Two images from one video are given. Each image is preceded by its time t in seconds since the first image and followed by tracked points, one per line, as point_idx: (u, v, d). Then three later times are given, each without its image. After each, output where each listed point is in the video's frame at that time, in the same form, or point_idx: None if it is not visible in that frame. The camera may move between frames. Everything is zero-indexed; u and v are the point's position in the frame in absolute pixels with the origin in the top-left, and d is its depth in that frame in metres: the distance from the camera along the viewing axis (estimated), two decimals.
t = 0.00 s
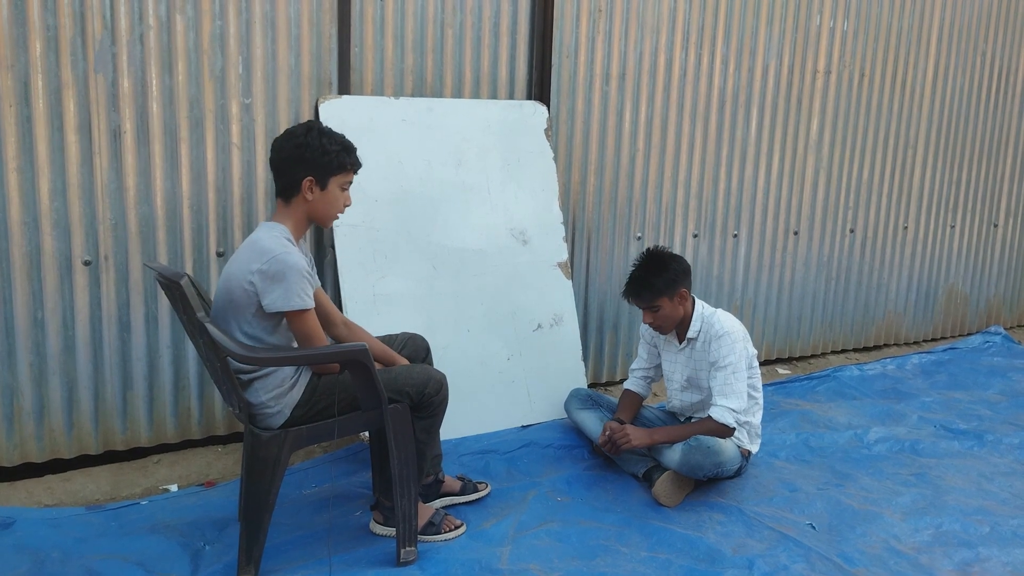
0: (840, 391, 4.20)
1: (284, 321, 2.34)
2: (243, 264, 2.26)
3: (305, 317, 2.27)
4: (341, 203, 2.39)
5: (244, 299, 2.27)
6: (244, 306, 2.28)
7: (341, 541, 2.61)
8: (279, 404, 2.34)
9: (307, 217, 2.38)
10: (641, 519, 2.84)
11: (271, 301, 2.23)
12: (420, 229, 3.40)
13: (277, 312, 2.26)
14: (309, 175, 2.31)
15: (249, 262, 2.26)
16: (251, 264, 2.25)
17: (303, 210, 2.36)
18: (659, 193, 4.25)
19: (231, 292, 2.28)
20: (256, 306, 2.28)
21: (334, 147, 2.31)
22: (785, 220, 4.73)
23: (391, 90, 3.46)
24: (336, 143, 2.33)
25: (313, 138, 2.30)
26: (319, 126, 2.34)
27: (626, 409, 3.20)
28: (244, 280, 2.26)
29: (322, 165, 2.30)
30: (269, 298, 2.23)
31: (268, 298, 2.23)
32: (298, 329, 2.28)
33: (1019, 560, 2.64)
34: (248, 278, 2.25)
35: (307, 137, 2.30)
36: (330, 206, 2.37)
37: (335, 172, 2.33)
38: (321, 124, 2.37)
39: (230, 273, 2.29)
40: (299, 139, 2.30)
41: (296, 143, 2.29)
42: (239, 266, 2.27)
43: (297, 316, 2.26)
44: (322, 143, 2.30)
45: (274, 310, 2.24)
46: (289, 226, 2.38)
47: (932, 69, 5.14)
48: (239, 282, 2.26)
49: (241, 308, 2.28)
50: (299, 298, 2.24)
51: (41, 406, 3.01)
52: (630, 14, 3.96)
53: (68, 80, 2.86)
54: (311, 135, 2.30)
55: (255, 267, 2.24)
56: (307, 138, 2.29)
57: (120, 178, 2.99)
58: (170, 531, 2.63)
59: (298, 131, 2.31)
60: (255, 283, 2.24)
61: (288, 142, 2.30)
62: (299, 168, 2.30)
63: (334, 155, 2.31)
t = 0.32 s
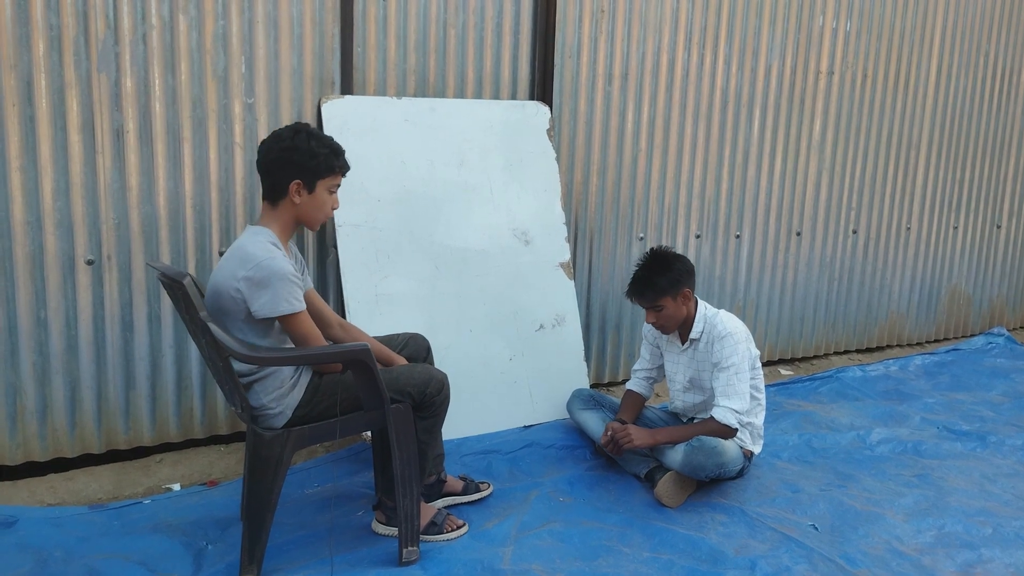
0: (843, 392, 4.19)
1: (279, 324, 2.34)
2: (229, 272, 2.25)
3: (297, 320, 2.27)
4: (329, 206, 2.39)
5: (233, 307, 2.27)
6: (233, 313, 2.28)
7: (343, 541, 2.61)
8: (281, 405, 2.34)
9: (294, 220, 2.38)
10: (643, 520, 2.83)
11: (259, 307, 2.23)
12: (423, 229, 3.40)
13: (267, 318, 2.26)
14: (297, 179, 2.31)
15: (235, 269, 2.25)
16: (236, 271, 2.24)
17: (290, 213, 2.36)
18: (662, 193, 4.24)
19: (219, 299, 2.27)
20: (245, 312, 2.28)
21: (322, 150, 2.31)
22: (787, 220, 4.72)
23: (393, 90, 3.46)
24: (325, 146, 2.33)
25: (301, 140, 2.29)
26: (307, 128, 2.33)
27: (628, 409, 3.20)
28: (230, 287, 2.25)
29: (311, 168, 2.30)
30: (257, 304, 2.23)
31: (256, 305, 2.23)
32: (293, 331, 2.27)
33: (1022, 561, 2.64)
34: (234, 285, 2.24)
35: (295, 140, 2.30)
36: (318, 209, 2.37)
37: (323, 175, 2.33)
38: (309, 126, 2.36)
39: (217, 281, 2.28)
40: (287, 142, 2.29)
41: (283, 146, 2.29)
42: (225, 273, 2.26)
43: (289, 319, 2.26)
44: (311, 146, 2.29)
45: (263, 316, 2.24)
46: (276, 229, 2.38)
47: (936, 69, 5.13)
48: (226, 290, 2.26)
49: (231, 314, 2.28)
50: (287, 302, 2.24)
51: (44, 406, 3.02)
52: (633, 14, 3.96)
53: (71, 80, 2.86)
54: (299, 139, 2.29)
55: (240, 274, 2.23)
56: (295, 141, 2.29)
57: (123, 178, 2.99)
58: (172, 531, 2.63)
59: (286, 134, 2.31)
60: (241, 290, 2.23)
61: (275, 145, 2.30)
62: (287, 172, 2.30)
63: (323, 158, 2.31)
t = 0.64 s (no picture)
0: (844, 395, 4.19)
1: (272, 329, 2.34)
2: (215, 281, 2.24)
3: (289, 323, 2.27)
4: (311, 205, 2.36)
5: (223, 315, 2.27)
6: (225, 322, 2.28)
7: (344, 544, 2.61)
8: (281, 408, 2.34)
9: (278, 222, 2.36)
10: (644, 523, 2.83)
11: (247, 315, 2.23)
12: (424, 232, 3.40)
13: (257, 325, 2.26)
14: (277, 180, 2.28)
15: (220, 278, 2.24)
16: (221, 280, 2.23)
17: (274, 217, 2.34)
18: (663, 196, 4.25)
19: (210, 308, 2.28)
20: (235, 319, 2.28)
21: (300, 149, 2.29)
22: (789, 223, 4.73)
23: (395, 93, 3.46)
24: (302, 145, 2.30)
25: (277, 141, 2.27)
26: (282, 128, 2.31)
27: (629, 413, 3.19)
28: (218, 297, 2.25)
29: (289, 168, 2.28)
30: (245, 312, 2.23)
31: (244, 313, 2.23)
32: (287, 334, 2.28)
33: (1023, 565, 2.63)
34: (221, 295, 2.23)
35: (271, 141, 2.28)
36: (301, 209, 2.34)
37: (303, 175, 2.31)
38: (285, 127, 2.34)
39: (205, 290, 2.28)
40: (263, 144, 2.27)
41: (259, 149, 2.26)
42: (212, 283, 2.26)
43: (280, 323, 2.26)
44: (287, 146, 2.27)
45: (252, 323, 2.23)
46: (260, 234, 2.35)
47: (937, 72, 5.13)
48: (214, 299, 2.25)
49: (222, 323, 2.28)
50: (274, 308, 2.23)
51: (45, 409, 3.02)
52: (634, 17, 3.97)
53: (73, 83, 2.86)
54: (275, 140, 2.27)
55: (226, 284, 2.22)
56: (271, 143, 2.27)
57: (124, 181, 2.99)
58: (173, 534, 2.63)
59: (261, 136, 2.28)
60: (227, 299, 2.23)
61: (252, 149, 2.27)
62: (266, 174, 2.28)
63: (300, 157, 2.29)
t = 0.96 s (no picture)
0: (846, 399, 4.18)
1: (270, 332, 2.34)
2: (210, 287, 2.25)
3: (287, 326, 2.27)
4: (304, 203, 2.35)
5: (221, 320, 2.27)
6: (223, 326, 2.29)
7: (346, 547, 2.61)
8: (284, 411, 2.34)
9: (272, 223, 2.36)
10: (647, 526, 2.83)
11: (243, 320, 2.23)
12: (426, 235, 3.40)
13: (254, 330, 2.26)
14: (267, 183, 2.28)
15: (215, 284, 2.24)
16: (216, 287, 2.23)
17: (267, 219, 2.34)
18: (665, 200, 4.25)
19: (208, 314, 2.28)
20: (233, 324, 2.28)
21: (285, 149, 2.27)
22: (791, 226, 4.73)
23: (397, 97, 3.47)
24: (287, 144, 2.29)
25: (262, 143, 2.26)
26: (266, 129, 2.29)
27: (632, 416, 3.19)
28: (214, 302, 2.25)
29: (278, 169, 2.27)
30: (241, 317, 2.23)
31: (240, 318, 2.23)
32: (286, 336, 2.28)
33: None
34: (217, 301, 2.23)
35: (256, 144, 2.26)
36: (293, 208, 2.33)
37: (291, 174, 2.30)
38: (268, 127, 2.32)
39: (202, 296, 2.28)
40: (248, 148, 2.26)
41: (246, 153, 2.25)
42: (207, 289, 2.26)
43: (278, 326, 2.26)
44: (273, 147, 2.26)
45: (249, 328, 2.23)
46: (254, 237, 2.35)
47: (938, 75, 5.13)
48: (210, 305, 2.26)
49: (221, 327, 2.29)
50: (270, 312, 2.23)
51: (47, 412, 3.02)
52: (636, 21, 3.97)
53: (76, 87, 2.87)
54: (260, 142, 2.26)
55: (221, 290, 2.22)
56: (256, 145, 2.26)
57: (127, 185, 3.00)
58: (175, 537, 2.63)
59: (245, 139, 2.27)
60: (223, 305, 2.23)
61: (238, 153, 2.27)
62: (255, 177, 2.27)
63: (287, 156, 2.27)
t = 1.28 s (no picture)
0: (842, 405, 4.19)
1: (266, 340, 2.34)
2: (209, 293, 2.24)
3: (284, 335, 2.27)
4: (303, 214, 2.35)
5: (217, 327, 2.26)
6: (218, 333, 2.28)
7: (342, 555, 2.60)
8: (279, 419, 2.33)
9: (271, 234, 2.35)
10: (644, 533, 2.82)
11: (240, 327, 2.22)
12: (422, 242, 3.41)
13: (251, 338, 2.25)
14: (266, 193, 2.28)
15: (214, 290, 2.23)
16: (215, 292, 2.23)
17: (267, 228, 2.34)
18: (660, 207, 4.26)
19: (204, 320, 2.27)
20: (229, 331, 2.27)
21: (286, 159, 2.27)
22: (785, 233, 4.74)
23: (392, 104, 3.48)
24: (288, 155, 2.29)
25: (263, 153, 2.26)
26: (267, 139, 2.30)
27: (628, 422, 3.19)
28: (212, 308, 2.24)
29: (277, 179, 2.27)
30: (238, 324, 2.22)
31: (238, 325, 2.22)
32: (282, 345, 2.28)
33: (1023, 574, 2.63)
34: (215, 307, 2.23)
35: (257, 154, 2.27)
36: (293, 219, 2.33)
37: (291, 185, 2.30)
38: (270, 136, 2.32)
39: (200, 302, 2.28)
40: (249, 158, 2.26)
41: (246, 163, 2.26)
42: (206, 294, 2.25)
43: (275, 335, 2.26)
44: (273, 157, 2.26)
45: (246, 335, 2.23)
46: (254, 246, 2.35)
47: (931, 83, 5.16)
48: (208, 311, 2.25)
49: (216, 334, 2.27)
50: (269, 321, 2.23)
51: (42, 420, 3.01)
52: (630, 28, 3.99)
53: (71, 95, 2.87)
54: (260, 152, 2.26)
55: (220, 295, 2.22)
56: (257, 155, 2.26)
57: (122, 192, 3.00)
58: (169, 545, 2.62)
59: (247, 149, 2.27)
60: (220, 311, 2.22)
61: (239, 162, 2.27)
62: (255, 187, 2.27)
63: (288, 167, 2.27)
